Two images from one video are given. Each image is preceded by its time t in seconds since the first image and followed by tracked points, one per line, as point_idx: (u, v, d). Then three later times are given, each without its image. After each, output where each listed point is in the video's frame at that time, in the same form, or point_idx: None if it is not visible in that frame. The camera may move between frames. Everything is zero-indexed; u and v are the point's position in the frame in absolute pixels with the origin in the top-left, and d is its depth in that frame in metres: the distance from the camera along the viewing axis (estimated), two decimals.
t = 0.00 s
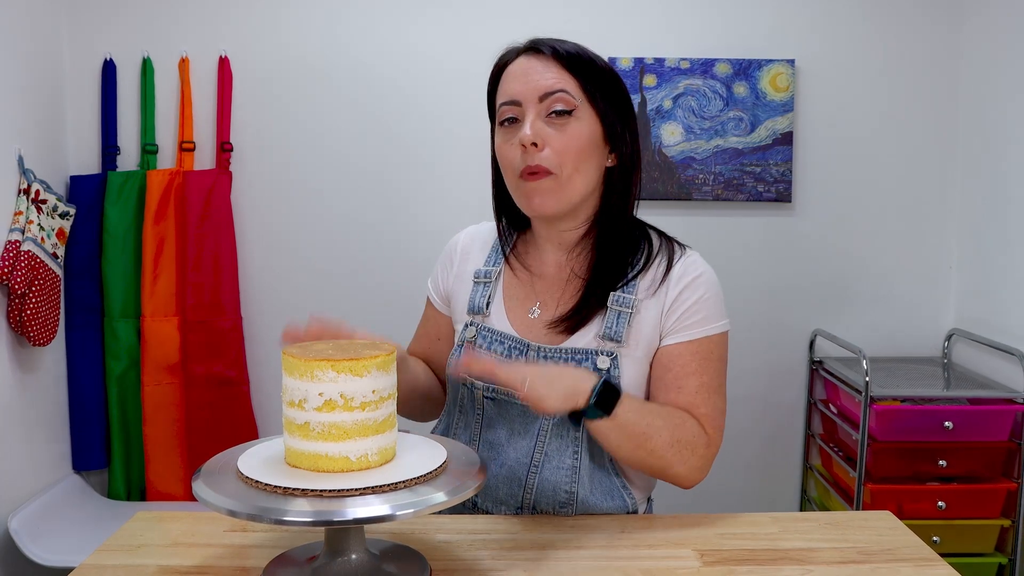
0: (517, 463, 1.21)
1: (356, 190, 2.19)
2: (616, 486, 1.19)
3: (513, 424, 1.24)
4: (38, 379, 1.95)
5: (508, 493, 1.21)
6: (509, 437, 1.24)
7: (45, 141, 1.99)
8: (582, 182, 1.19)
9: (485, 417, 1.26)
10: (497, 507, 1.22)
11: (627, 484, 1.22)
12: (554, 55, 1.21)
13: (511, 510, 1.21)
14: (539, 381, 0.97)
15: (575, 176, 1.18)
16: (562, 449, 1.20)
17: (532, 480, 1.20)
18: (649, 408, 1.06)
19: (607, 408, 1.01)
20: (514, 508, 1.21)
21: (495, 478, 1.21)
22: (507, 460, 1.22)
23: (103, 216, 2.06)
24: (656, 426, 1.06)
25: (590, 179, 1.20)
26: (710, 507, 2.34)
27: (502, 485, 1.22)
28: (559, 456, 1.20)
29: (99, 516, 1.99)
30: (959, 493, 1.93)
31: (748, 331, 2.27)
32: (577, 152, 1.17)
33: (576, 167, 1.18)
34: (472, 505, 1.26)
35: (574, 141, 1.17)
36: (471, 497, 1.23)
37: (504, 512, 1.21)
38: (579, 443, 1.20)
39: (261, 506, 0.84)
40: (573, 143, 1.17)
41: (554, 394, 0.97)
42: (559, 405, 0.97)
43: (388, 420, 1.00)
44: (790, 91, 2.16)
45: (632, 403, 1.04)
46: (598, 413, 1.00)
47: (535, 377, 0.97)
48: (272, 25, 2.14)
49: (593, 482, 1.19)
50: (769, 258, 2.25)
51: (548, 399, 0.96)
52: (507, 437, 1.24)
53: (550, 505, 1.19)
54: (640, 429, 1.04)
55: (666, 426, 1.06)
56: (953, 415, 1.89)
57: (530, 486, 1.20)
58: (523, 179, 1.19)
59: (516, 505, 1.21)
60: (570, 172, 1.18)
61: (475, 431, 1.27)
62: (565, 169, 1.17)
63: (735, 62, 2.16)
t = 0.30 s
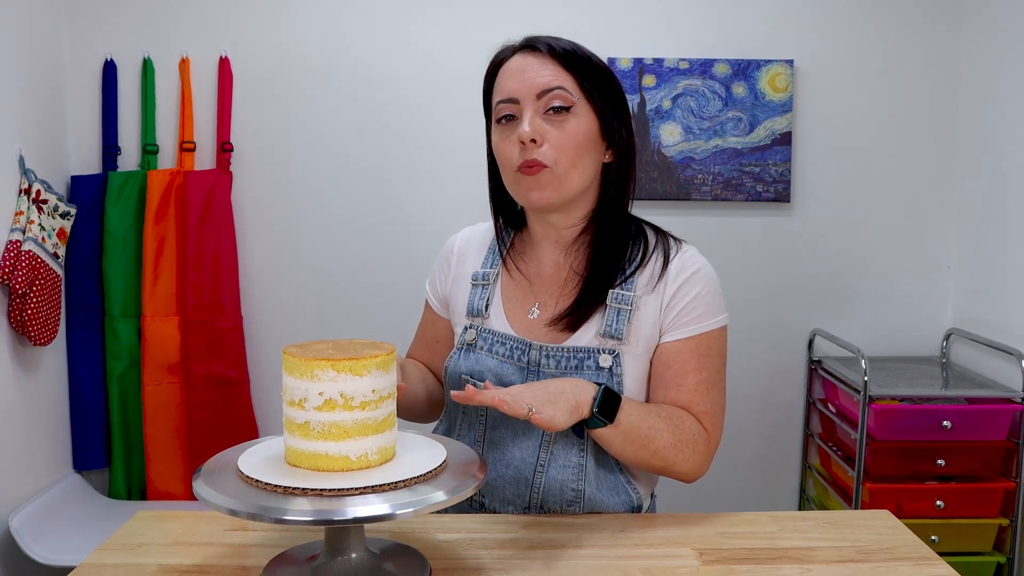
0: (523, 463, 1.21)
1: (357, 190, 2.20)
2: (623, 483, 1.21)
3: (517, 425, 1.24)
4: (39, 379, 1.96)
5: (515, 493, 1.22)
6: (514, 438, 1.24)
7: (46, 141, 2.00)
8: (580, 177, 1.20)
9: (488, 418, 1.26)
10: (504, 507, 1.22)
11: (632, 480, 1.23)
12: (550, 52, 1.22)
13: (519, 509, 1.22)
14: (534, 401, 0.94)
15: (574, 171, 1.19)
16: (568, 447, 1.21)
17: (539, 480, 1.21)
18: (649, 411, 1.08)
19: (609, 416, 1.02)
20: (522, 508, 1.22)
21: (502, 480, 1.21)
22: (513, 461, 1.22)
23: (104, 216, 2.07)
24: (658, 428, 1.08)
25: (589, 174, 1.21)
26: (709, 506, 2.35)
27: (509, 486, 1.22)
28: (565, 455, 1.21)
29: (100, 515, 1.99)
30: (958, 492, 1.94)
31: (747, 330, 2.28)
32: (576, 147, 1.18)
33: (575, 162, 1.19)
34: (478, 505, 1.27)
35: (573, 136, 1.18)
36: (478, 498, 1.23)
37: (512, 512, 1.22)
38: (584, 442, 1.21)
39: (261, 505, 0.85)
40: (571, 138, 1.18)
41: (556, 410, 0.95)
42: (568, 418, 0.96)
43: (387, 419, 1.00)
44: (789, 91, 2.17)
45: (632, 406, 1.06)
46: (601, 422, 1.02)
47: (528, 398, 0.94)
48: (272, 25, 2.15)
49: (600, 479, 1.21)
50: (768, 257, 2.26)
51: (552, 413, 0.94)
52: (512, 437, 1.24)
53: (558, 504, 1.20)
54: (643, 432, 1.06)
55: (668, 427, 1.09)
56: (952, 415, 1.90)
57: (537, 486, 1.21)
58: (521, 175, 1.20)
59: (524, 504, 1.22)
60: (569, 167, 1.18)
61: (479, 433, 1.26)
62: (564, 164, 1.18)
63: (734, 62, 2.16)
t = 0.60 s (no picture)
0: (524, 462, 1.22)
1: (357, 190, 2.21)
2: (623, 481, 1.21)
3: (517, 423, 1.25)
4: (39, 379, 1.97)
5: (516, 492, 1.23)
6: (514, 436, 1.25)
7: (47, 141, 2.01)
8: (585, 180, 1.21)
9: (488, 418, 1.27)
10: (505, 506, 1.23)
11: (633, 479, 1.24)
12: (555, 54, 1.22)
13: (519, 508, 1.22)
14: (537, 405, 0.96)
15: (579, 174, 1.20)
16: (567, 446, 1.22)
17: (539, 478, 1.21)
18: (647, 413, 1.09)
19: (607, 421, 1.02)
20: (522, 507, 1.22)
21: (502, 478, 1.22)
22: (513, 459, 1.23)
23: (105, 216, 2.08)
24: (656, 430, 1.09)
25: (593, 176, 1.22)
26: (708, 505, 2.35)
27: (510, 484, 1.23)
28: (565, 453, 1.22)
29: (101, 515, 2.00)
30: (956, 491, 1.94)
31: (746, 330, 2.29)
32: (581, 151, 1.19)
33: (580, 165, 1.20)
34: (479, 504, 1.27)
35: (578, 139, 1.19)
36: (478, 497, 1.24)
37: (513, 510, 1.23)
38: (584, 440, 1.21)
39: (261, 505, 0.86)
40: (577, 142, 1.19)
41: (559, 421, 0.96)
42: (567, 422, 0.97)
43: (387, 418, 1.01)
44: (787, 91, 2.18)
45: (630, 409, 1.07)
46: (598, 427, 1.02)
47: (532, 401, 0.95)
48: (273, 25, 2.15)
49: (599, 478, 1.21)
50: (767, 257, 2.26)
51: (553, 419, 0.95)
52: (512, 436, 1.25)
53: (558, 502, 1.21)
54: (641, 434, 1.07)
55: (665, 429, 1.09)
56: (950, 414, 1.90)
57: (537, 485, 1.22)
58: (526, 177, 1.21)
59: (524, 503, 1.22)
60: (575, 169, 1.20)
61: (479, 432, 1.27)
62: (570, 167, 1.19)
63: (733, 63, 2.17)
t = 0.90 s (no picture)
0: (516, 457, 1.24)
1: (357, 190, 2.22)
2: (615, 476, 1.22)
3: (509, 418, 1.26)
4: (40, 378, 1.98)
5: (509, 487, 1.24)
6: (506, 432, 1.25)
7: (47, 141, 2.02)
8: (587, 201, 1.22)
9: (479, 414, 1.27)
10: (498, 502, 1.24)
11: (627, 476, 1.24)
12: (584, 69, 1.18)
13: (512, 504, 1.24)
14: (598, 406, 0.93)
15: (582, 195, 1.20)
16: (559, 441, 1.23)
17: (532, 473, 1.23)
18: (656, 417, 1.09)
19: (633, 430, 0.98)
20: (515, 503, 1.23)
21: (495, 473, 1.23)
22: (505, 454, 1.24)
23: (105, 216, 2.09)
24: (669, 434, 1.09)
25: (596, 197, 1.22)
26: (708, 505, 2.36)
27: (503, 480, 1.24)
28: (556, 448, 1.23)
29: (102, 514, 2.01)
30: (954, 490, 1.95)
31: (745, 330, 2.29)
32: (589, 175, 1.19)
33: (585, 188, 1.20)
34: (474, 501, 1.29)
35: (589, 165, 1.18)
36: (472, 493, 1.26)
37: (506, 506, 1.24)
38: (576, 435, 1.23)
39: (262, 504, 0.87)
40: (586, 168, 1.18)
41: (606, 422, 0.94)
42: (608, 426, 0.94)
43: (387, 418, 1.02)
44: (786, 92, 2.19)
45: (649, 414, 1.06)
46: (624, 436, 0.98)
47: (595, 401, 0.93)
48: (273, 26, 2.16)
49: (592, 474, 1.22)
50: (766, 257, 2.27)
51: (602, 426, 0.93)
52: (504, 431, 1.26)
53: (550, 498, 1.22)
54: (656, 440, 1.07)
55: (676, 432, 1.10)
56: (948, 414, 1.91)
57: (530, 480, 1.23)
58: (529, 186, 1.21)
59: (518, 499, 1.23)
60: (579, 191, 1.20)
61: (471, 427, 1.27)
62: (573, 189, 1.19)
63: (732, 63, 2.18)
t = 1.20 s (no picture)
0: (507, 455, 1.24)
1: (358, 190, 2.22)
2: (606, 477, 1.22)
3: (502, 416, 1.27)
4: (41, 378, 1.98)
5: (499, 485, 1.24)
6: (498, 430, 1.26)
7: (48, 142, 2.03)
8: (597, 205, 1.23)
9: (474, 410, 1.28)
10: (488, 500, 1.25)
11: (618, 479, 1.24)
12: (602, 75, 1.19)
13: (502, 502, 1.24)
14: (565, 371, 0.95)
15: (593, 200, 1.21)
16: (551, 441, 1.24)
17: (523, 472, 1.23)
18: (641, 411, 1.10)
19: (607, 411, 1.01)
20: (505, 501, 1.24)
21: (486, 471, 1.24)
22: (497, 452, 1.25)
23: (106, 216, 2.09)
24: (649, 430, 1.09)
25: (605, 202, 1.23)
26: (707, 504, 2.37)
27: (494, 477, 1.25)
28: (548, 447, 1.23)
29: (103, 514, 2.02)
30: (953, 489, 1.96)
31: (744, 329, 2.30)
32: (601, 180, 1.20)
33: (596, 192, 1.21)
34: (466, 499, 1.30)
35: (602, 170, 1.19)
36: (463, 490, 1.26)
37: (495, 505, 1.24)
38: (568, 435, 1.23)
39: (262, 503, 0.87)
40: (600, 173, 1.19)
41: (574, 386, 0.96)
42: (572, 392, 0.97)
43: (387, 417, 1.03)
44: (785, 92, 2.20)
45: (630, 406, 1.07)
46: (596, 415, 1.01)
47: (563, 364, 0.95)
48: (273, 26, 2.17)
49: (583, 474, 1.22)
50: (765, 258, 2.28)
51: (564, 390, 0.96)
52: (497, 429, 1.27)
53: (540, 498, 1.22)
54: (635, 431, 1.07)
55: (656, 430, 1.10)
56: (947, 413, 1.92)
57: (521, 478, 1.23)
58: (541, 187, 1.21)
59: (507, 498, 1.24)
60: (590, 196, 1.21)
61: (464, 424, 1.29)
62: (585, 193, 1.20)
63: (731, 63, 2.19)
